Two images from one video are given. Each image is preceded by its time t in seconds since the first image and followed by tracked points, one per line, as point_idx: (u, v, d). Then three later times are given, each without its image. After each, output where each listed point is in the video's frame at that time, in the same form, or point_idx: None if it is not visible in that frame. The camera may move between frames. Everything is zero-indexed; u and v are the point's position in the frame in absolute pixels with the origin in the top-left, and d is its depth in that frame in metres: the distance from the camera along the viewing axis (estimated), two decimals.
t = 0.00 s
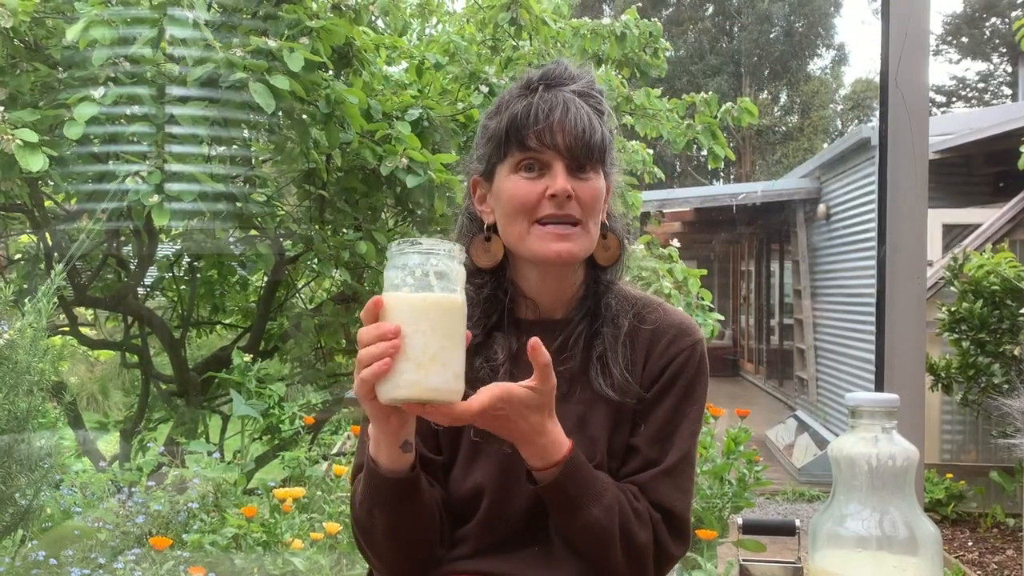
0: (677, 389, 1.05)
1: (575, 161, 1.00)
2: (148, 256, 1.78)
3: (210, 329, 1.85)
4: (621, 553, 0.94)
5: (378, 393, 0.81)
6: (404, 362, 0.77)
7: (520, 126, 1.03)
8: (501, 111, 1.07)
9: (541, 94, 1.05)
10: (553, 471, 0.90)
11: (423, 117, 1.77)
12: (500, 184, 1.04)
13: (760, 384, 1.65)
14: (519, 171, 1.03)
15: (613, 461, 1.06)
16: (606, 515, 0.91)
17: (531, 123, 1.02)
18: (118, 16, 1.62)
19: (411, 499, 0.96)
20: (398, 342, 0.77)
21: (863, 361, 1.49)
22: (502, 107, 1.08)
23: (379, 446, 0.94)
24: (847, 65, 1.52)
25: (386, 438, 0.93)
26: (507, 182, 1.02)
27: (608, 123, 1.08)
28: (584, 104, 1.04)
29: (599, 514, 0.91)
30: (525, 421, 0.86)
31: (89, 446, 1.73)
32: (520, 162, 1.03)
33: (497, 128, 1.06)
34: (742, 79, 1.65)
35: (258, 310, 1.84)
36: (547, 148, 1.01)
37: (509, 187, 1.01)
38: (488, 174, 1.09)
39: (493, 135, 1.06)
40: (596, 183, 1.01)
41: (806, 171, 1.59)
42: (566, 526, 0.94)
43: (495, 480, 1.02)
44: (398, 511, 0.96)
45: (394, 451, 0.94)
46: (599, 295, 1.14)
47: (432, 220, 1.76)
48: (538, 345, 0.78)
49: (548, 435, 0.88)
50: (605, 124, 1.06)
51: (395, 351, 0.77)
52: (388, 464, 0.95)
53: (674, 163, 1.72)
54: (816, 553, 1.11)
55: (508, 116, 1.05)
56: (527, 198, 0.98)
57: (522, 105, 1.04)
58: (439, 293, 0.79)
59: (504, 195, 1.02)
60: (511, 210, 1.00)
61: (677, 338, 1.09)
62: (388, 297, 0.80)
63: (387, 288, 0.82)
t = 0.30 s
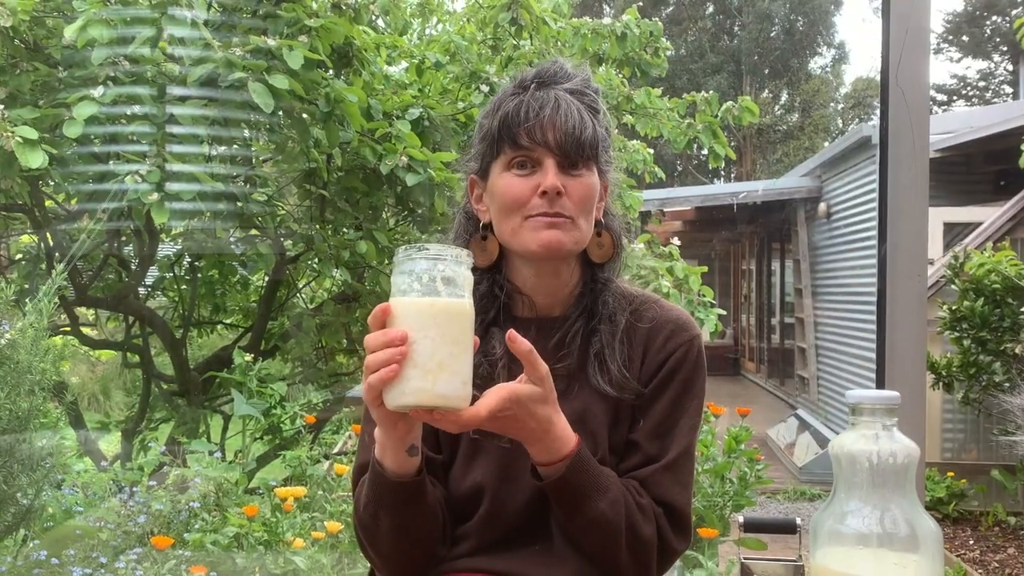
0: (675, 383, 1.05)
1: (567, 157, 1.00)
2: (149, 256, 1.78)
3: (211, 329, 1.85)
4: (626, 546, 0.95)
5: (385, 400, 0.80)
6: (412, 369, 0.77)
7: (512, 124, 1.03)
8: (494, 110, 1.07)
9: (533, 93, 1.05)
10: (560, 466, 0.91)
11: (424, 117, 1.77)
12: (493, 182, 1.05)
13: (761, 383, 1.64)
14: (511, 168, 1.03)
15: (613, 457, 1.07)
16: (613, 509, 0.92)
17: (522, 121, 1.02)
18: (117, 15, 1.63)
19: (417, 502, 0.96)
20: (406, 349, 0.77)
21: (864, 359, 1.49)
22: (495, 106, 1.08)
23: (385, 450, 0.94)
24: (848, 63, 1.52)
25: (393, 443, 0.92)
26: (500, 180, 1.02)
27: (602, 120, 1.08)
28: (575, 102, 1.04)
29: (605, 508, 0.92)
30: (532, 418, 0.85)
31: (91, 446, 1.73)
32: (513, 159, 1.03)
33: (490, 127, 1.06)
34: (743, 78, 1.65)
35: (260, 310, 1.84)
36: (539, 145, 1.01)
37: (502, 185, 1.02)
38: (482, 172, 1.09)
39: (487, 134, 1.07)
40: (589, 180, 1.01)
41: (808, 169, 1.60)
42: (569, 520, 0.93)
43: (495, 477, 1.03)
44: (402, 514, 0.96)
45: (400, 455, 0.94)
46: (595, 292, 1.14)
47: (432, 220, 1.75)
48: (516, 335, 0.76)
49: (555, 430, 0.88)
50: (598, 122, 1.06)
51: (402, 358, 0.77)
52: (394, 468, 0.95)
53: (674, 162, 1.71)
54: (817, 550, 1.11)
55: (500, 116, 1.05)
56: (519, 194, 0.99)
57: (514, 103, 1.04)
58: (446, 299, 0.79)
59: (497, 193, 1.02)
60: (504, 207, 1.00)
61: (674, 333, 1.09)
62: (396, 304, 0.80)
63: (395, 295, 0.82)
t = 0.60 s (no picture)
0: (678, 382, 1.05)
1: (573, 158, 1.00)
2: (150, 256, 1.79)
3: (212, 329, 1.86)
4: (630, 544, 0.95)
5: (391, 400, 0.80)
6: (418, 367, 0.77)
7: (518, 123, 1.03)
8: (500, 109, 1.07)
9: (539, 93, 1.05)
10: (566, 465, 0.91)
11: (425, 116, 1.77)
12: (497, 181, 1.05)
13: (762, 382, 1.65)
14: (516, 168, 1.03)
15: (617, 456, 1.07)
16: (618, 508, 0.92)
17: (528, 121, 1.02)
18: (117, 15, 1.62)
19: (421, 502, 0.96)
20: (412, 348, 0.77)
21: (866, 357, 1.49)
22: (501, 104, 1.08)
23: (389, 449, 0.94)
24: (849, 62, 1.52)
25: (397, 442, 0.92)
26: (504, 179, 1.02)
27: (606, 122, 1.08)
28: (581, 103, 1.04)
29: (610, 507, 0.92)
30: (537, 416, 0.85)
31: (92, 446, 1.73)
32: (518, 159, 1.03)
33: (495, 125, 1.06)
34: (744, 77, 1.65)
35: (261, 309, 1.84)
36: (544, 145, 1.01)
37: (507, 183, 1.02)
38: (486, 171, 1.09)
39: (492, 132, 1.07)
40: (594, 181, 1.01)
41: (809, 168, 1.59)
42: (574, 519, 0.93)
43: (497, 475, 1.03)
44: (405, 514, 0.96)
45: (404, 455, 0.94)
46: (598, 291, 1.14)
47: (433, 219, 1.76)
48: (522, 330, 0.76)
49: (560, 428, 0.88)
50: (603, 124, 1.06)
51: (408, 357, 0.77)
52: (399, 467, 0.95)
53: (675, 162, 1.71)
54: (819, 549, 1.11)
55: (506, 115, 1.05)
56: (523, 194, 0.99)
57: (520, 102, 1.04)
58: (449, 297, 0.79)
59: (502, 192, 1.02)
60: (508, 206, 1.00)
61: (677, 332, 1.09)
62: (398, 304, 0.80)
63: (396, 296, 0.82)
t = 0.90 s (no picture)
0: (681, 385, 1.05)
1: (579, 160, 1.00)
2: (152, 256, 1.79)
3: (214, 329, 1.86)
4: (630, 548, 0.95)
5: (390, 407, 0.80)
6: (417, 377, 0.77)
7: (525, 122, 1.03)
8: (508, 107, 1.07)
9: (548, 92, 1.05)
10: (565, 470, 0.91)
11: (425, 116, 1.78)
12: (502, 179, 1.04)
13: (764, 382, 1.65)
14: (522, 167, 1.03)
15: (618, 459, 1.07)
16: (618, 513, 0.92)
17: (536, 120, 1.02)
18: (118, 14, 1.61)
19: (420, 506, 0.96)
20: (410, 357, 0.77)
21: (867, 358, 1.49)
22: (509, 102, 1.08)
23: (389, 453, 0.94)
24: (850, 62, 1.52)
25: (397, 446, 0.92)
26: (510, 178, 1.02)
27: (614, 125, 1.08)
28: (590, 104, 1.04)
29: (611, 511, 0.92)
30: (537, 421, 0.85)
31: (94, 445, 1.73)
32: (524, 159, 1.03)
33: (503, 123, 1.06)
34: (745, 77, 1.65)
35: (262, 309, 1.84)
36: (551, 145, 1.01)
37: (512, 182, 1.02)
38: (492, 169, 1.09)
39: (499, 130, 1.07)
40: (599, 183, 1.01)
41: (811, 167, 1.60)
42: (574, 523, 0.93)
43: (499, 478, 1.03)
44: (405, 517, 0.96)
45: (404, 459, 0.94)
46: (601, 294, 1.14)
47: (434, 219, 1.78)
48: (524, 336, 0.76)
49: (559, 433, 0.88)
50: (610, 126, 1.06)
51: (406, 366, 0.77)
52: (398, 471, 0.95)
53: (677, 161, 1.71)
54: (819, 549, 1.11)
55: (513, 113, 1.05)
56: (528, 193, 0.99)
57: (528, 101, 1.04)
58: (447, 305, 0.78)
59: (506, 190, 1.02)
60: (512, 204, 1.00)
61: (680, 335, 1.09)
62: (396, 311, 0.79)
63: (395, 301, 0.81)
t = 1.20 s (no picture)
0: (684, 383, 1.05)
1: (563, 161, 0.99)
2: (153, 255, 1.80)
3: (216, 328, 1.86)
4: (636, 548, 0.95)
5: (397, 413, 0.80)
6: (426, 383, 0.77)
7: (510, 124, 1.03)
8: (499, 107, 1.08)
9: (535, 92, 1.05)
10: (570, 473, 0.91)
11: (427, 116, 1.78)
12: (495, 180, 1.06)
13: (765, 382, 1.65)
14: (510, 167, 1.04)
15: (621, 457, 1.07)
16: (623, 515, 0.92)
17: (519, 121, 1.03)
18: (121, 14, 1.62)
19: (422, 510, 0.96)
20: (421, 363, 0.77)
21: (868, 359, 1.49)
22: (501, 103, 1.08)
23: (390, 457, 0.94)
24: (852, 62, 1.52)
25: (400, 453, 0.92)
26: (498, 179, 1.04)
27: (610, 121, 1.06)
28: (578, 103, 1.03)
29: (616, 514, 0.92)
30: (543, 427, 0.85)
31: (95, 445, 1.75)
32: (512, 159, 1.04)
33: (494, 123, 1.07)
34: (747, 77, 1.64)
35: (264, 309, 1.85)
36: (534, 146, 1.01)
37: (499, 183, 1.03)
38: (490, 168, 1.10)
39: (493, 130, 1.08)
40: (588, 183, 1.00)
41: (812, 167, 1.59)
42: (579, 525, 0.93)
43: (500, 478, 1.03)
44: (406, 521, 0.96)
45: (406, 464, 0.94)
46: (602, 294, 1.14)
47: (436, 219, 1.77)
48: (531, 343, 0.76)
49: (565, 437, 0.88)
50: (603, 123, 1.04)
51: (417, 372, 0.77)
52: (400, 476, 0.95)
53: (678, 161, 1.71)
54: (820, 549, 1.11)
55: (502, 113, 1.06)
56: (512, 194, 0.99)
57: (514, 102, 1.05)
58: (461, 312, 0.79)
59: (495, 191, 1.03)
60: (499, 205, 1.02)
61: (682, 333, 1.09)
62: (410, 316, 0.79)
63: (409, 307, 0.81)
